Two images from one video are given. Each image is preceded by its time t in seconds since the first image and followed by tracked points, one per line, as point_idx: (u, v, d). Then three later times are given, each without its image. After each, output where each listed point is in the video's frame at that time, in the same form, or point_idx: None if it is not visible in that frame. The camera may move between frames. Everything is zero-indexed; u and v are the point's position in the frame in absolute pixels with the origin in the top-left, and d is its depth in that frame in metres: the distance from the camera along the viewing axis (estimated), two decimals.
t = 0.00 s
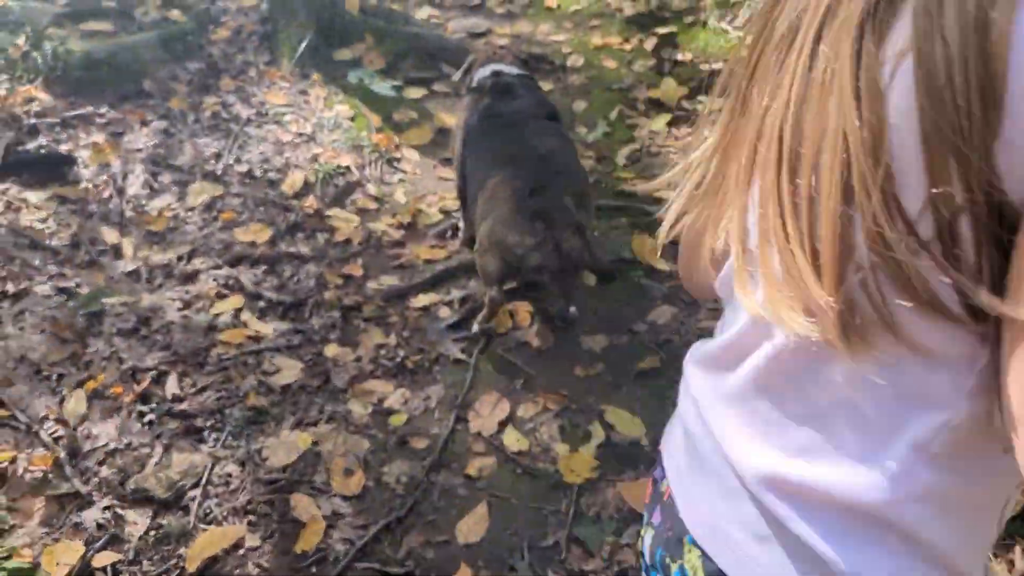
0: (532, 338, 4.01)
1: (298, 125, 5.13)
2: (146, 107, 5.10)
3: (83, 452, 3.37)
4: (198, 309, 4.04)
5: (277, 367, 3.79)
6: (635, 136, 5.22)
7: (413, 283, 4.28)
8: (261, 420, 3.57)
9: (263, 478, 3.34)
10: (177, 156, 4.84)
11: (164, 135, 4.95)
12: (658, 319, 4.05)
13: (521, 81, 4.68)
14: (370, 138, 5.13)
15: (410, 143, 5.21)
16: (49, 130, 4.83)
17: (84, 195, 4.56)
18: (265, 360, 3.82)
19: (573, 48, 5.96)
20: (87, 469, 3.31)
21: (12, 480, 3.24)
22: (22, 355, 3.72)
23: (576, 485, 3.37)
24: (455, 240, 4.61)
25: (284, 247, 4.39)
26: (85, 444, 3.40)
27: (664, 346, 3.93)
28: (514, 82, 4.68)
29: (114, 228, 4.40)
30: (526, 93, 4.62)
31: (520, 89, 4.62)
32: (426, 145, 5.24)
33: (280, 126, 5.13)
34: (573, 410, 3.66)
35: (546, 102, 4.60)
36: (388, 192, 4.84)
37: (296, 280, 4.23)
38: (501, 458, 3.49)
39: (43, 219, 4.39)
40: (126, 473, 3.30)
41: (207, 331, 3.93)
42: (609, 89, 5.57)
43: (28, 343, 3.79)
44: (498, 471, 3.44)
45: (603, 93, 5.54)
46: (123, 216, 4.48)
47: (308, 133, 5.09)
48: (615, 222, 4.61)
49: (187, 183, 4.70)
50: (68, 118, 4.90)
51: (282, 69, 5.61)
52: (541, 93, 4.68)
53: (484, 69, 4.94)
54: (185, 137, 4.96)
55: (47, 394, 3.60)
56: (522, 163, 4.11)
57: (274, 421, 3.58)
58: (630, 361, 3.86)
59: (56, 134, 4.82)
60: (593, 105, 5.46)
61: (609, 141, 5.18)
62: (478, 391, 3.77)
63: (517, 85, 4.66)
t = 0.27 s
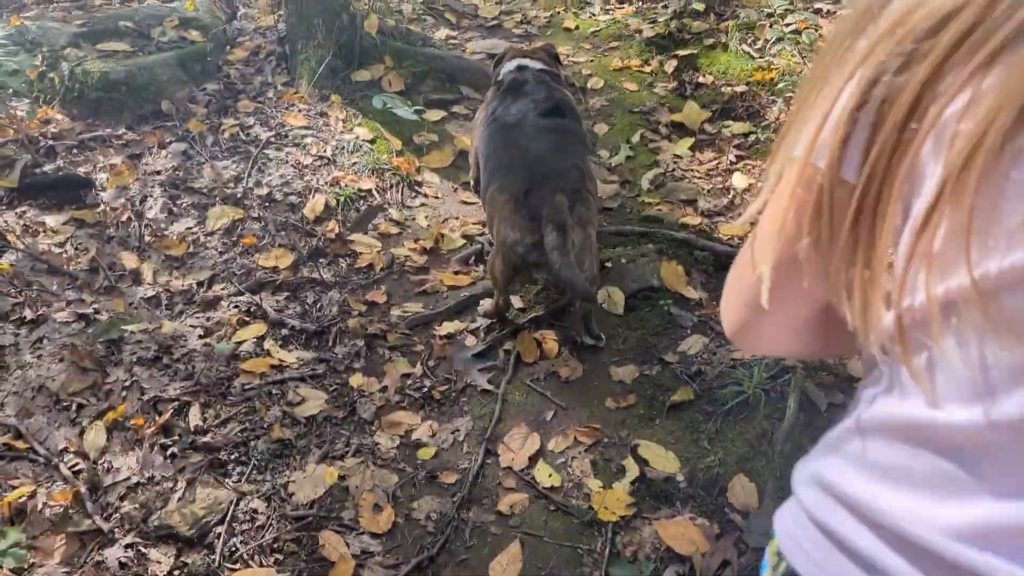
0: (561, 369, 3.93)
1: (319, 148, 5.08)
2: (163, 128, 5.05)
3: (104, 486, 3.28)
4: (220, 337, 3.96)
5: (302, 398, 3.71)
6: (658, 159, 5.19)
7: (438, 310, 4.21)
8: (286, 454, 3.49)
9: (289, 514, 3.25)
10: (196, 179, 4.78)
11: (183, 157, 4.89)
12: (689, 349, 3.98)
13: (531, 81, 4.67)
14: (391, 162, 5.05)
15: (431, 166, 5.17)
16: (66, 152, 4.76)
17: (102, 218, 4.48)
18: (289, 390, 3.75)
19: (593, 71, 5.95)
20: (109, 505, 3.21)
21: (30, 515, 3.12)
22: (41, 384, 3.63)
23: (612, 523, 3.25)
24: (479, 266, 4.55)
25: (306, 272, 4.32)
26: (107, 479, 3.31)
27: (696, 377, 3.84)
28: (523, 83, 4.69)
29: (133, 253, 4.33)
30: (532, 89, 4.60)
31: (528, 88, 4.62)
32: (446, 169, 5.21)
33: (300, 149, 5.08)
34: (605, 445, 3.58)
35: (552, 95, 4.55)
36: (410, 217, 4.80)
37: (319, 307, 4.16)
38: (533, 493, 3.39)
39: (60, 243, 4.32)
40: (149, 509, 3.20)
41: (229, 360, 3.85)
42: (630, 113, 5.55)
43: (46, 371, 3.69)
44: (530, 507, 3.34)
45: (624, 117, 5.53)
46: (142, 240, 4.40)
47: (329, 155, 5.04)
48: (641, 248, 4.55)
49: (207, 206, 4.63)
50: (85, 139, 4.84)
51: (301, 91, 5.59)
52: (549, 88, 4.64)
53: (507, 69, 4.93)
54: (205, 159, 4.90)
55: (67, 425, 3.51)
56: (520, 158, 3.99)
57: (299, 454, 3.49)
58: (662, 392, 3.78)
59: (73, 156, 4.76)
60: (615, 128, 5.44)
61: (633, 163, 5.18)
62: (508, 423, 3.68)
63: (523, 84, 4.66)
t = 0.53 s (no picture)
0: (567, 407, 3.80)
1: (319, 176, 5.00)
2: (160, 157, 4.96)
3: (92, 534, 3.15)
4: (215, 374, 3.83)
5: (299, 440, 3.58)
6: (665, 188, 5.10)
7: (440, 346, 4.09)
8: (282, 499, 3.35)
9: (285, 563, 3.11)
10: (194, 209, 4.68)
11: (181, 186, 4.80)
12: (699, 387, 3.85)
13: (511, 95, 4.72)
14: (392, 192, 4.97)
15: (433, 195, 5.08)
16: (62, 181, 4.69)
17: (97, 250, 4.39)
18: (286, 431, 3.62)
19: (597, 97, 5.88)
20: (98, 555, 3.08)
21: (14, 566, 2.99)
22: (29, 425, 3.51)
23: (622, 573, 3.12)
24: (483, 299, 4.43)
25: (304, 305, 4.21)
26: (95, 527, 3.18)
27: (707, 417, 3.71)
28: (503, 96, 4.72)
29: (127, 286, 4.22)
30: (514, 102, 4.66)
31: (510, 100, 4.67)
32: (449, 197, 5.11)
33: (299, 178, 4.99)
34: (613, 489, 3.45)
35: (534, 108, 4.64)
36: (411, 247, 4.69)
37: (317, 342, 4.05)
38: (539, 541, 3.26)
39: (53, 276, 4.23)
40: (138, 559, 3.07)
41: (225, 399, 3.73)
42: (635, 140, 5.47)
43: (36, 411, 3.57)
44: (536, 556, 3.21)
45: (629, 144, 5.45)
46: (137, 272, 4.30)
47: (329, 184, 4.95)
48: (649, 281, 4.44)
49: (204, 237, 4.53)
50: (81, 168, 4.77)
51: (301, 118, 5.52)
52: (528, 100, 4.72)
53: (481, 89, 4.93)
54: (202, 188, 4.81)
55: (54, 469, 3.39)
56: (516, 164, 4.05)
57: (296, 499, 3.36)
58: (672, 433, 3.66)
59: (68, 186, 4.68)
60: (620, 157, 5.36)
61: (638, 192, 5.08)
62: (512, 466, 3.55)
63: (502, 98, 4.72)
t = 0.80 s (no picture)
0: (557, 467, 3.60)
1: (303, 217, 4.85)
2: (140, 198, 4.82)
3: None
4: (187, 431, 3.64)
5: (273, 503, 3.38)
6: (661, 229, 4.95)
7: (425, 399, 3.87)
8: (252, 570, 3.14)
9: None
10: (172, 253, 4.52)
11: (160, 228, 4.65)
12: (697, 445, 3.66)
13: (508, 114, 4.91)
14: (379, 233, 4.81)
15: (422, 236, 4.92)
16: (36, 225, 4.56)
17: (69, 297, 4.23)
18: (259, 494, 3.42)
19: (591, 134, 5.75)
20: None
21: None
22: None
23: None
24: (470, 347, 4.21)
25: (283, 356, 4.03)
26: None
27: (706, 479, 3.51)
28: (500, 115, 4.90)
29: (99, 335, 4.05)
30: (509, 121, 4.84)
31: (506, 119, 4.86)
32: (437, 239, 4.96)
33: (283, 219, 4.84)
34: (606, 558, 3.24)
35: (528, 127, 4.81)
36: (397, 291, 4.51)
37: (296, 395, 3.86)
38: None
39: (22, 325, 4.07)
40: None
41: (196, 458, 3.53)
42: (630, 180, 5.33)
43: None
44: None
45: (624, 184, 5.31)
46: (110, 320, 4.13)
47: (313, 226, 4.80)
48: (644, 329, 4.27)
49: (182, 282, 4.37)
50: (56, 211, 4.63)
51: (287, 156, 5.38)
52: (524, 120, 4.90)
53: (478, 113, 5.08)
54: (182, 231, 4.66)
55: (10, 537, 3.19)
56: (501, 176, 4.20)
57: (267, 570, 3.16)
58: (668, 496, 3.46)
59: (43, 230, 4.54)
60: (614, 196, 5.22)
61: (633, 234, 4.93)
62: (498, 532, 3.35)
63: (499, 116, 4.90)
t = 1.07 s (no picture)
0: (540, 544, 3.37)
1: (281, 266, 4.68)
2: (112, 247, 4.67)
3: None
4: (147, 505, 3.43)
5: None
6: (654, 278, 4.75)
7: (402, 468, 3.67)
8: None
9: None
10: (142, 306, 4.34)
11: (132, 280, 4.48)
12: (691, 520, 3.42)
13: (465, 137, 5.13)
14: (360, 283, 4.63)
15: (404, 285, 4.74)
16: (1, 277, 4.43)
17: (32, 355, 4.05)
18: None
19: (582, 176, 5.59)
20: None
21: None
22: None
23: None
24: (452, 408, 4.02)
25: (254, 420, 3.83)
26: None
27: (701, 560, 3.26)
28: (459, 140, 5.12)
29: (62, 396, 3.86)
30: (467, 145, 5.05)
31: (463, 143, 5.08)
32: (421, 288, 4.77)
33: (261, 269, 4.66)
34: None
35: (484, 149, 5.02)
36: (377, 346, 4.32)
37: (266, 463, 3.65)
38: None
39: None
40: None
41: (156, 535, 3.32)
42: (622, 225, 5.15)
43: None
44: None
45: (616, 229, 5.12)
46: (73, 380, 3.94)
47: (292, 276, 4.62)
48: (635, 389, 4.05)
49: (151, 337, 4.18)
50: (22, 262, 4.50)
51: (267, 200, 5.22)
52: (482, 141, 5.10)
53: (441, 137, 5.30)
54: (154, 282, 4.49)
55: None
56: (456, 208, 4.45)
57: None
58: None
59: (9, 283, 4.39)
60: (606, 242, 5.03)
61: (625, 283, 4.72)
62: None
63: (457, 141, 5.11)
